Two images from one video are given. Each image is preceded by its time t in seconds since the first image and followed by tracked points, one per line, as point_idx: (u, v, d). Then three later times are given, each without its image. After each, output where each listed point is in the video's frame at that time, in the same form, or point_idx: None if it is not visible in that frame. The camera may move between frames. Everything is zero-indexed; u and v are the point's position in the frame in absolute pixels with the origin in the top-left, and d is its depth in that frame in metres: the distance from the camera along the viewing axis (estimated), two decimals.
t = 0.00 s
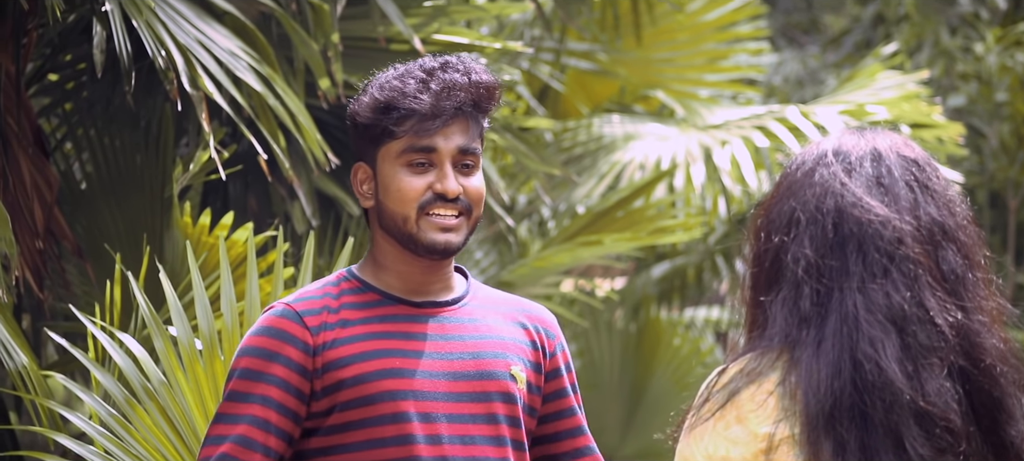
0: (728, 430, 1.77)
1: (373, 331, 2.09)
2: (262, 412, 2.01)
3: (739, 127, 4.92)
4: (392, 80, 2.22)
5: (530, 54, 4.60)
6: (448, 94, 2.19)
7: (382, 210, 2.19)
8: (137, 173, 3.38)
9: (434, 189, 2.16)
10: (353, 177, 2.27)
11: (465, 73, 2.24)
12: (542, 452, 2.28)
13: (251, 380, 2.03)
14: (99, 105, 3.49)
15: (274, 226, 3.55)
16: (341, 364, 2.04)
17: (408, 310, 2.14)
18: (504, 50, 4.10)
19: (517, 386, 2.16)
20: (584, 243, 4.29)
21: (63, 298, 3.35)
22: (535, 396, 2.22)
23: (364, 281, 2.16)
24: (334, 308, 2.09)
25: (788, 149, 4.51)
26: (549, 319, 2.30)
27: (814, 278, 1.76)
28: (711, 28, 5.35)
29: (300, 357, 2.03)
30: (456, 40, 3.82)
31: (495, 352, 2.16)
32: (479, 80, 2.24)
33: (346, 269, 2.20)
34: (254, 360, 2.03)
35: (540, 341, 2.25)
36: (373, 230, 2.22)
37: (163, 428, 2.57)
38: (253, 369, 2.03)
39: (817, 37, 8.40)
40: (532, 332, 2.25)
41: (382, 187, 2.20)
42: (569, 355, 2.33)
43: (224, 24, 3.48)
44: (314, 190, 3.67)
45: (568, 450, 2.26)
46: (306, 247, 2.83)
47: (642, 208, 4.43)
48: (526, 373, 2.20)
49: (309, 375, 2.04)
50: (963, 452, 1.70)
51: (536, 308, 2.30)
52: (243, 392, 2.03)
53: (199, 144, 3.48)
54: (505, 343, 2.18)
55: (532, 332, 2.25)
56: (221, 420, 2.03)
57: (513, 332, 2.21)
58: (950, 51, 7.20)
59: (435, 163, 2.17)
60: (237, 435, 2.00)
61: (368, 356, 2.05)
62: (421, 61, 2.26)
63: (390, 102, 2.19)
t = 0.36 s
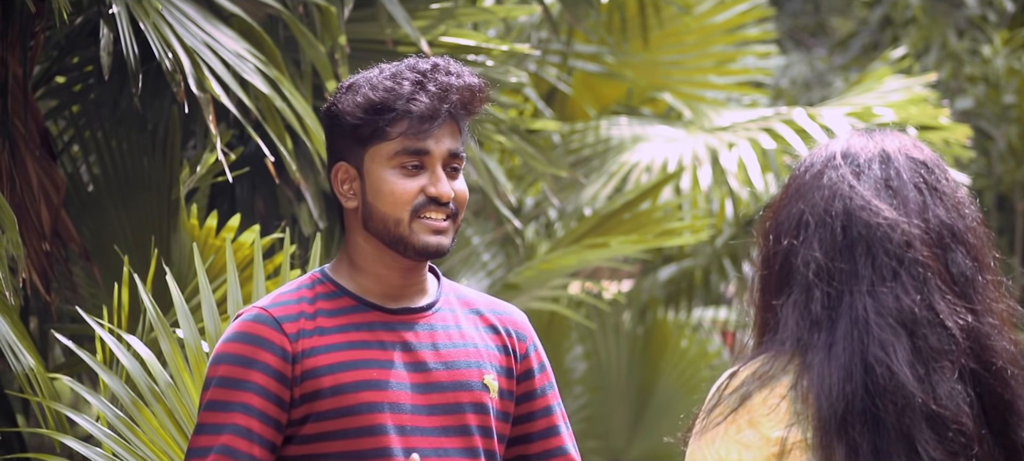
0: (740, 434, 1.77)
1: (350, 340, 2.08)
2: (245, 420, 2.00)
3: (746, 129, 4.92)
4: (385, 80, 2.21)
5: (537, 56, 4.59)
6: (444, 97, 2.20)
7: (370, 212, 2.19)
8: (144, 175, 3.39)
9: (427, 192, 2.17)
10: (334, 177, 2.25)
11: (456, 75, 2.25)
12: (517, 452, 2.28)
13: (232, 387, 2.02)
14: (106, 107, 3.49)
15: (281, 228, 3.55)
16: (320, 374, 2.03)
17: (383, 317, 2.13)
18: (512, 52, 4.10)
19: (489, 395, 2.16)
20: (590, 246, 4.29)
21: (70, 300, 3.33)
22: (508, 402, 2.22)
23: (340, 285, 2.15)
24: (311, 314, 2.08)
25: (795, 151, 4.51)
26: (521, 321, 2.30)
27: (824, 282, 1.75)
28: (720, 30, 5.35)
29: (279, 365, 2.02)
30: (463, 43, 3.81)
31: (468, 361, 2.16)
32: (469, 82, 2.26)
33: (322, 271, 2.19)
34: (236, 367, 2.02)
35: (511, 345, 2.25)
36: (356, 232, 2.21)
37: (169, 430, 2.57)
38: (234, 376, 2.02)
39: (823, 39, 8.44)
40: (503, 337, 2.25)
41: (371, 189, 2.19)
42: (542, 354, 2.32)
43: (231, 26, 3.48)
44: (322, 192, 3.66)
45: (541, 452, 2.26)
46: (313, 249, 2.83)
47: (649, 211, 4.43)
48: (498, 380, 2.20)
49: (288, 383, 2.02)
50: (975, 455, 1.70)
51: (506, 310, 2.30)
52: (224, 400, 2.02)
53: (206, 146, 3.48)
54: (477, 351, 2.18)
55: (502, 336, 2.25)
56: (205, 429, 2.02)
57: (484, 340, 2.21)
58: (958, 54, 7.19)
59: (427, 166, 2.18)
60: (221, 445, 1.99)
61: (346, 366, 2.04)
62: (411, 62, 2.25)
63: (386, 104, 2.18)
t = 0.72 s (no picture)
0: (740, 437, 1.77)
1: (320, 348, 1.96)
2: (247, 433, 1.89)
3: (744, 128, 4.92)
4: (333, 72, 2.07)
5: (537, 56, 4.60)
6: (397, 85, 2.08)
7: (327, 206, 2.05)
8: (143, 176, 3.38)
9: (385, 181, 2.04)
10: (284, 173, 2.10)
11: (406, 62, 2.13)
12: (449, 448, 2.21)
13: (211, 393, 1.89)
14: (105, 110, 3.49)
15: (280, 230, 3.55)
16: (296, 384, 1.92)
17: (347, 322, 2.01)
18: (511, 53, 4.10)
19: (446, 398, 2.08)
20: (589, 246, 4.27)
21: (69, 302, 3.34)
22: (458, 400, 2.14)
23: (301, 284, 2.02)
24: (283, 321, 1.96)
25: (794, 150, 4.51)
26: (469, 315, 2.20)
27: (821, 282, 1.76)
28: (720, 30, 5.35)
29: (261, 374, 1.90)
30: (461, 44, 3.85)
31: (427, 365, 2.06)
32: (421, 69, 2.14)
33: (279, 269, 2.05)
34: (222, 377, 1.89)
35: (463, 341, 2.16)
36: (312, 228, 2.07)
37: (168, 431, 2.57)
38: (213, 382, 1.90)
39: (822, 40, 8.44)
40: (456, 333, 2.15)
41: (327, 182, 2.05)
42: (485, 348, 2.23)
43: (230, 27, 3.49)
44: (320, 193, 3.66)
45: (480, 447, 2.20)
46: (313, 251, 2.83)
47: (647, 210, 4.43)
48: (453, 380, 2.11)
49: (270, 393, 1.91)
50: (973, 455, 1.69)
51: (457, 304, 2.20)
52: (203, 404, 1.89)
53: (205, 147, 3.50)
54: (435, 352, 2.08)
55: (456, 334, 2.15)
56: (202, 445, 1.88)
57: (439, 338, 2.11)
58: (957, 53, 7.15)
59: (383, 155, 2.05)
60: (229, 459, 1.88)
61: (318, 377, 1.93)
62: (357, 53, 2.12)
63: (338, 93, 2.04)
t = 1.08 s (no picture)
0: (730, 435, 1.78)
1: (309, 353, 1.92)
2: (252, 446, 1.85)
3: (742, 125, 4.91)
4: (327, 75, 2.03)
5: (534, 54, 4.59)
6: (391, 95, 2.05)
7: (312, 209, 2.00)
8: (140, 173, 3.38)
9: (373, 189, 2.01)
10: (269, 173, 2.05)
11: (400, 73, 2.10)
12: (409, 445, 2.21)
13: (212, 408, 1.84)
14: (102, 107, 3.49)
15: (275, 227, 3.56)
16: (291, 390, 1.89)
17: (326, 326, 1.97)
18: (507, 51, 4.09)
19: (409, 396, 2.07)
20: (586, 243, 4.27)
21: (66, 299, 3.35)
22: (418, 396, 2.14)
23: (280, 290, 1.97)
24: (272, 326, 1.91)
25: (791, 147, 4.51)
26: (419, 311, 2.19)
27: (812, 280, 1.76)
28: (719, 28, 5.35)
29: (258, 383, 1.85)
30: (458, 42, 3.80)
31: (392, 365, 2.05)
32: (413, 81, 2.12)
33: (252, 269, 2.00)
34: (218, 392, 1.84)
35: (420, 339, 2.15)
36: (293, 231, 2.02)
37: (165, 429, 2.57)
38: (212, 398, 1.84)
39: (819, 37, 8.45)
40: (414, 332, 2.14)
41: (314, 185, 2.00)
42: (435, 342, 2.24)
43: (227, 25, 3.49)
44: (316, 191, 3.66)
45: (440, 439, 2.20)
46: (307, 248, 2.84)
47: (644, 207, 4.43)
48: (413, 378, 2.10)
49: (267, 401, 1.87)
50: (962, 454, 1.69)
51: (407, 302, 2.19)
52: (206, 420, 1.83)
53: (201, 145, 3.49)
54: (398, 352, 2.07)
55: (415, 332, 2.14)
56: None
57: (400, 338, 2.11)
58: (954, 51, 7.10)
59: (373, 162, 2.02)
60: None
61: (310, 383, 1.90)
62: (351, 59, 2.09)
63: (333, 97, 2.00)
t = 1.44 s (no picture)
0: (728, 432, 1.78)
1: (304, 330, 1.97)
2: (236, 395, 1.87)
3: (742, 121, 4.91)
4: (337, 69, 2.10)
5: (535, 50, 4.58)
6: (399, 89, 2.11)
7: (320, 199, 2.06)
8: (140, 168, 3.39)
9: (380, 180, 2.06)
10: (279, 165, 2.11)
11: (409, 70, 2.16)
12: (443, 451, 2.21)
13: (202, 364, 1.86)
14: (102, 103, 3.48)
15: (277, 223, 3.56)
16: (282, 360, 1.93)
17: (332, 309, 2.03)
18: (507, 46, 4.09)
19: (437, 384, 2.09)
20: (586, 238, 4.27)
21: (66, 295, 3.35)
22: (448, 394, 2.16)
23: (283, 279, 2.02)
24: (267, 303, 1.97)
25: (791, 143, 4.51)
26: (452, 317, 2.25)
27: (811, 277, 1.76)
28: (719, 23, 5.34)
29: (248, 346, 1.90)
30: (459, 37, 3.82)
31: (415, 351, 2.08)
32: (422, 79, 2.17)
33: (262, 267, 2.06)
34: (206, 346, 1.87)
35: (449, 339, 2.20)
36: (302, 222, 2.08)
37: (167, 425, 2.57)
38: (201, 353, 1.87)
39: (820, 33, 8.45)
40: (441, 331, 2.19)
41: (322, 175, 2.06)
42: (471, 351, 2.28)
43: (227, 21, 3.48)
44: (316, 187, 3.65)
45: (473, 446, 2.20)
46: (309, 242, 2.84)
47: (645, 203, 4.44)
48: (442, 371, 2.13)
49: (257, 365, 1.91)
50: (959, 451, 1.69)
51: (439, 307, 2.25)
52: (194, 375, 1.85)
53: (201, 141, 3.51)
54: (422, 342, 2.11)
55: (443, 331, 2.19)
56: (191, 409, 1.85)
57: (427, 332, 2.15)
58: (955, 47, 7.10)
59: (380, 154, 2.07)
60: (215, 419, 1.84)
61: (303, 354, 1.94)
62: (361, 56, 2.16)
63: (342, 89, 2.06)
